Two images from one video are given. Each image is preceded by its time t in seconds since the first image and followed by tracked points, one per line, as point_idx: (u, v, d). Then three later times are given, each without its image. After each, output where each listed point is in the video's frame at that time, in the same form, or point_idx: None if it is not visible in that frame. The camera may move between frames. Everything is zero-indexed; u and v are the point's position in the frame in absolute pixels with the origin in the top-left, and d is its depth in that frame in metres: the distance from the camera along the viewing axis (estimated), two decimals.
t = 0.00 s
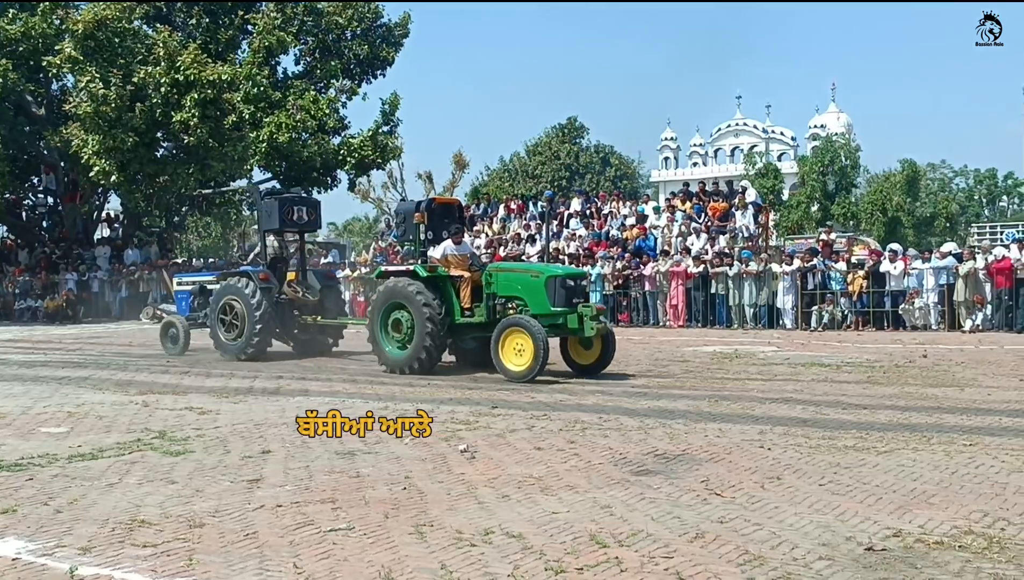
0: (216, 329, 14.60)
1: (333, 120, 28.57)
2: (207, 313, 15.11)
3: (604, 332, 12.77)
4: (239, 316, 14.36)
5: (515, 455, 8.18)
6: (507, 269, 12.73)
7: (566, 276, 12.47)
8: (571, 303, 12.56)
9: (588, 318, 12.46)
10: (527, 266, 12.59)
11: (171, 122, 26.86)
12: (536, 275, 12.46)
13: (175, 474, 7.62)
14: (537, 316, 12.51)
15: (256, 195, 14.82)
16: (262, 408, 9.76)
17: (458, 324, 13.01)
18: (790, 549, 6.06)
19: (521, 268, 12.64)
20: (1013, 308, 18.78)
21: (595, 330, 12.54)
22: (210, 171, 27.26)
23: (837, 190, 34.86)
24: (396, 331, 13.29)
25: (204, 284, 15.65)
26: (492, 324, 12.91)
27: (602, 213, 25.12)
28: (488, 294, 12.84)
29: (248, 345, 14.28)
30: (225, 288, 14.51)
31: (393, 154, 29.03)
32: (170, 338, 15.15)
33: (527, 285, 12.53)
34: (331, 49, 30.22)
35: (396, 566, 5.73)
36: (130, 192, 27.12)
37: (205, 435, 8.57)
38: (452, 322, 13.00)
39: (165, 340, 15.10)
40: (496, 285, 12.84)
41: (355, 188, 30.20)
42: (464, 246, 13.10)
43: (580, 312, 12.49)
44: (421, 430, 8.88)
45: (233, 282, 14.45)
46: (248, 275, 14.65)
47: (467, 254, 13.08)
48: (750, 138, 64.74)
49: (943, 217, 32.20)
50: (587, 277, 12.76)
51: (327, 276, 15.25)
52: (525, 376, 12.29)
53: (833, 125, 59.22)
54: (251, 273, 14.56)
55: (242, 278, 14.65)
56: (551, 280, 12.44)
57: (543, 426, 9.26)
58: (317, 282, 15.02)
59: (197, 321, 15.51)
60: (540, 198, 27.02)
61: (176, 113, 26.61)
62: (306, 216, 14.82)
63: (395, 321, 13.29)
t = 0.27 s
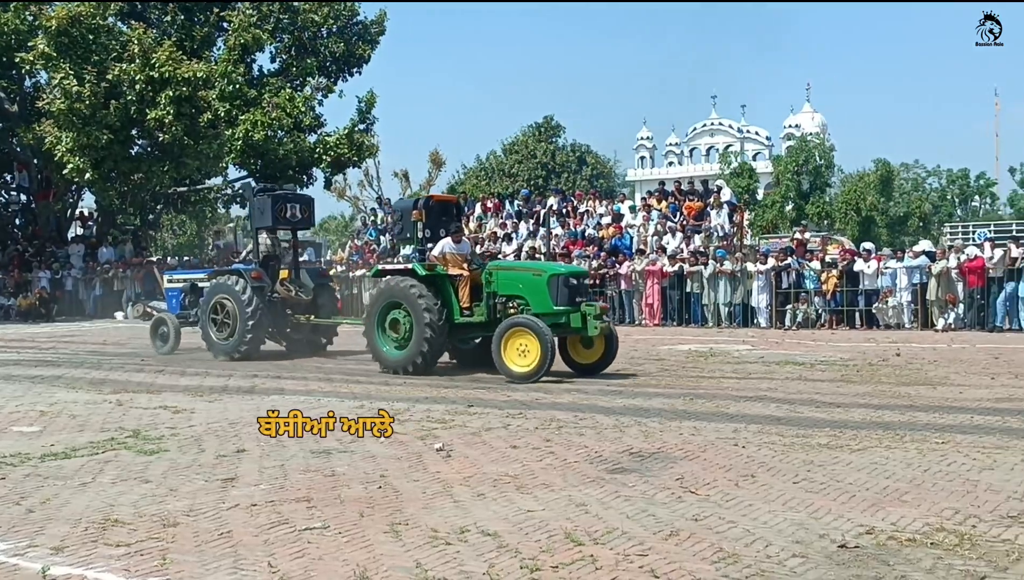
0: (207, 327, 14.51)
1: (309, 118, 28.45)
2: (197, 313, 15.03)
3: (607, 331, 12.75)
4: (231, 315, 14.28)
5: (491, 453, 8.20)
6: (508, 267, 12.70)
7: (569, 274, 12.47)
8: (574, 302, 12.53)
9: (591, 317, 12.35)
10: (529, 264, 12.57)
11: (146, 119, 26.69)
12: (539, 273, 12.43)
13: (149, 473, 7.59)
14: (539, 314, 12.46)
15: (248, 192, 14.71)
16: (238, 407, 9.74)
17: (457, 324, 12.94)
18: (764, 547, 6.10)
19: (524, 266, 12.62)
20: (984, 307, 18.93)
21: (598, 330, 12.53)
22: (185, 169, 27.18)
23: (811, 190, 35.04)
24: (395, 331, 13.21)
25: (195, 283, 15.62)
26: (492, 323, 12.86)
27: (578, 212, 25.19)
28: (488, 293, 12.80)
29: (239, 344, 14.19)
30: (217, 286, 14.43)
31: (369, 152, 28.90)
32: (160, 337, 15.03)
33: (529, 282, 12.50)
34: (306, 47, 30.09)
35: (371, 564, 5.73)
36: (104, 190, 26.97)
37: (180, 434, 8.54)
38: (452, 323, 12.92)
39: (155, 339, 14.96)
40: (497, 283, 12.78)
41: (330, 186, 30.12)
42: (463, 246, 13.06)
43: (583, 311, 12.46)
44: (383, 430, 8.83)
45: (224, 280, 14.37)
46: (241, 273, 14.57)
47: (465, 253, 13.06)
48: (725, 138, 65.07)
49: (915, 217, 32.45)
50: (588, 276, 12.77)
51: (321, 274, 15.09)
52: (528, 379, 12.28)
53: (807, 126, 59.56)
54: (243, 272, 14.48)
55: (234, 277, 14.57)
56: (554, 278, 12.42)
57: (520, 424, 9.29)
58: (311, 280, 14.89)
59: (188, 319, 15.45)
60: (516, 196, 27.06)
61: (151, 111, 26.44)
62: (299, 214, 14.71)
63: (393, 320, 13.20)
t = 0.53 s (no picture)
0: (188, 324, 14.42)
1: (275, 114, 28.10)
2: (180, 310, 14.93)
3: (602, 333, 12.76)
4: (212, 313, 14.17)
5: (458, 452, 8.20)
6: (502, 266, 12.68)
7: (566, 273, 12.51)
8: (571, 302, 12.56)
9: (588, 316, 12.49)
10: (525, 263, 12.58)
11: (110, 115, 26.46)
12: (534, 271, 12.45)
13: (111, 472, 7.51)
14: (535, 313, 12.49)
15: (229, 186, 14.54)
16: (203, 406, 9.67)
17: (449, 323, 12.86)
18: (728, 545, 6.14)
19: (518, 265, 12.63)
20: (946, 307, 19.24)
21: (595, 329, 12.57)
22: (150, 166, 27.01)
23: (776, 190, 35.33)
24: (387, 330, 13.11)
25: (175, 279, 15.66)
26: (484, 323, 12.83)
27: (546, 210, 25.25)
28: (481, 292, 12.78)
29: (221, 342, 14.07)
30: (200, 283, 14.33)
31: (336, 149, 28.73)
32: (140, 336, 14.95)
33: (524, 281, 12.51)
34: (274, 43, 29.84)
35: (335, 564, 5.72)
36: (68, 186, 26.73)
37: (144, 433, 8.47)
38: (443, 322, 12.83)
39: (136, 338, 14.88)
40: (490, 282, 12.77)
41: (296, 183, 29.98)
42: (453, 245, 13.04)
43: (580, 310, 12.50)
44: (344, 430, 8.77)
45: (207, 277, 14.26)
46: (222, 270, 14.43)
47: (456, 252, 13.02)
48: (692, 138, 65.40)
49: (879, 217, 32.75)
50: (584, 275, 12.81)
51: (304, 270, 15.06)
52: (521, 378, 12.32)
53: (773, 126, 59.96)
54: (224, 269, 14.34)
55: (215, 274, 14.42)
56: (551, 276, 12.44)
57: (488, 424, 9.29)
58: (294, 278, 14.83)
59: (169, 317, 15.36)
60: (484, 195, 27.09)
61: (116, 107, 26.22)
62: (282, 210, 14.63)
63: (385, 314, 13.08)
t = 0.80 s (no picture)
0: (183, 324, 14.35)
1: (254, 113, 27.93)
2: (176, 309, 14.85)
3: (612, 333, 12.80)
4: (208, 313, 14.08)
5: (438, 451, 8.20)
6: (509, 264, 12.71)
7: (575, 270, 12.58)
8: (581, 299, 12.64)
9: (600, 313, 12.48)
10: (534, 260, 12.65)
11: (88, 113, 26.28)
12: (545, 268, 12.51)
13: (89, 472, 7.47)
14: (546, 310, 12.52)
15: (225, 183, 14.46)
16: (182, 405, 9.64)
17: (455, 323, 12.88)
18: (707, 543, 6.18)
19: (527, 263, 12.68)
20: (923, 306, 19.35)
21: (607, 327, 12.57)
22: (128, 164, 26.86)
23: (755, 189, 35.50)
24: (391, 330, 13.02)
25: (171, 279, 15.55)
26: (491, 322, 12.84)
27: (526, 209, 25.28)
28: (490, 291, 12.79)
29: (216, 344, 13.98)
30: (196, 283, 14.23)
31: (315, 148, 28.70)
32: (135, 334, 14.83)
33: (534, 278, 12.56)
34: (252, 41, 29.72)
35: (314, 564, 5.71)
36: (45, 184, 26.55)
37: (122, 433, 8.42)
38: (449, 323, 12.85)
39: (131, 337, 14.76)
40: (498, 281, 12.79)
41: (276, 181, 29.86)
42: (456, 243, 13.04)
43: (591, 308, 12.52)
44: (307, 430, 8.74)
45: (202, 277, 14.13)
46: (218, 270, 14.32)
47: (459, 251, 13.04)
48: (671, 137, 65.56)
49: (858, 216, 32.91)
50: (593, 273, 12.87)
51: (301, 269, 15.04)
52: (527, 378, 12.31)
53: (752, 124, 60.16)
54: (220, 268, 14.23)
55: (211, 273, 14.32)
56: (562, 273, 12.52)
57: (469, 422, 9.29)
58: (291, 277, 14.80)
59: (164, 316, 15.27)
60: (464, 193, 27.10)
61: (94, 104, 26.03)
62: (279, 208, 14.55)
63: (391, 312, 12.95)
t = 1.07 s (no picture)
0: (174, 327, 14.24)
1: (228, 114, 27.85)
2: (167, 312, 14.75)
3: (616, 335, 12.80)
4: (198, 316, 13.96)
5: (411, 453, 8.20)
6: (511, 264, 12.67)
7: (580, 271, 12.57)
8: (585, 300, 12.63)
9: (605, 315, 12.49)
10: (537, 261, 12.62)
11: (59, 114, 26.07)
12: (550, 268, 12.49)
13: (60, 475, 7.43)
14: (551, 310, 12.50)
15: (216, 185, 14.30)
16: (153, 407, 9.60)
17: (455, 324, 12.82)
18: (679, 543, 6.21)
19: (530, 263, 12.66)
20: (893, 307, 19.55)
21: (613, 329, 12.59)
22: (99, 165, 26.69)
23: (728, 190, 35.76)
24: (392, 331, 12.97)
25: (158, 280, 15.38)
26: (493, 323, 12.79)
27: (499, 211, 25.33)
28: (492, 292, 12.76)
29: (207, 347, 13.86)
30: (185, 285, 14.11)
31: (288, 149, 28.63)
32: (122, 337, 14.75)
33: (538, 279, 12.54)
34: (225, 41, 29.56)
35: (287, 566, 5.69)
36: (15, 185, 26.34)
37: (94, 436, 8.38)
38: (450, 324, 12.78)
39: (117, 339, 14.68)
40: (501, 282, 12.75)
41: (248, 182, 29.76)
42: (456, 244, 12.96)
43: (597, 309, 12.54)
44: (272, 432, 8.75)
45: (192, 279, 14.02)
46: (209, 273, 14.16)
47: (460, 251, 12.95)
48: (644, 138, 65.85)
49: (829, 218, 33.18)
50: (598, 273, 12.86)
51: (293, 272, 14.89)
52: (525, 380, 12.38)
53: (725, 126, 60.51)
54: (212, 272, 14.08)
55: (202, 276, 14.18)
56: (566, 273, 12.51)
57: (441, 424, 9.29)
58: (282, 279, 14.69)
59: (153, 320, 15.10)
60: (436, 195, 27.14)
61: (65, 104, 25.82)
62: (271, 209, 14.41)
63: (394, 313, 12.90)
